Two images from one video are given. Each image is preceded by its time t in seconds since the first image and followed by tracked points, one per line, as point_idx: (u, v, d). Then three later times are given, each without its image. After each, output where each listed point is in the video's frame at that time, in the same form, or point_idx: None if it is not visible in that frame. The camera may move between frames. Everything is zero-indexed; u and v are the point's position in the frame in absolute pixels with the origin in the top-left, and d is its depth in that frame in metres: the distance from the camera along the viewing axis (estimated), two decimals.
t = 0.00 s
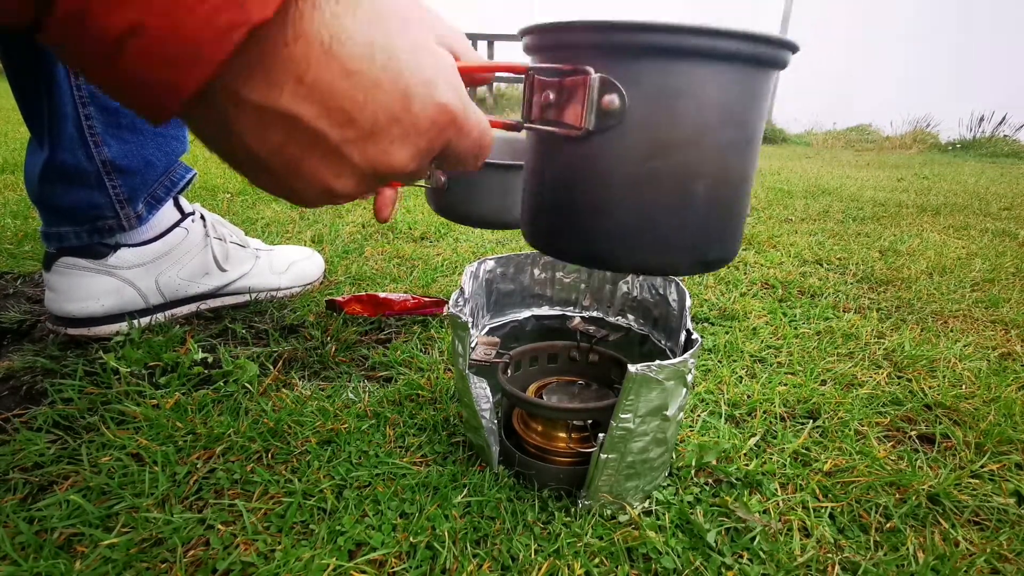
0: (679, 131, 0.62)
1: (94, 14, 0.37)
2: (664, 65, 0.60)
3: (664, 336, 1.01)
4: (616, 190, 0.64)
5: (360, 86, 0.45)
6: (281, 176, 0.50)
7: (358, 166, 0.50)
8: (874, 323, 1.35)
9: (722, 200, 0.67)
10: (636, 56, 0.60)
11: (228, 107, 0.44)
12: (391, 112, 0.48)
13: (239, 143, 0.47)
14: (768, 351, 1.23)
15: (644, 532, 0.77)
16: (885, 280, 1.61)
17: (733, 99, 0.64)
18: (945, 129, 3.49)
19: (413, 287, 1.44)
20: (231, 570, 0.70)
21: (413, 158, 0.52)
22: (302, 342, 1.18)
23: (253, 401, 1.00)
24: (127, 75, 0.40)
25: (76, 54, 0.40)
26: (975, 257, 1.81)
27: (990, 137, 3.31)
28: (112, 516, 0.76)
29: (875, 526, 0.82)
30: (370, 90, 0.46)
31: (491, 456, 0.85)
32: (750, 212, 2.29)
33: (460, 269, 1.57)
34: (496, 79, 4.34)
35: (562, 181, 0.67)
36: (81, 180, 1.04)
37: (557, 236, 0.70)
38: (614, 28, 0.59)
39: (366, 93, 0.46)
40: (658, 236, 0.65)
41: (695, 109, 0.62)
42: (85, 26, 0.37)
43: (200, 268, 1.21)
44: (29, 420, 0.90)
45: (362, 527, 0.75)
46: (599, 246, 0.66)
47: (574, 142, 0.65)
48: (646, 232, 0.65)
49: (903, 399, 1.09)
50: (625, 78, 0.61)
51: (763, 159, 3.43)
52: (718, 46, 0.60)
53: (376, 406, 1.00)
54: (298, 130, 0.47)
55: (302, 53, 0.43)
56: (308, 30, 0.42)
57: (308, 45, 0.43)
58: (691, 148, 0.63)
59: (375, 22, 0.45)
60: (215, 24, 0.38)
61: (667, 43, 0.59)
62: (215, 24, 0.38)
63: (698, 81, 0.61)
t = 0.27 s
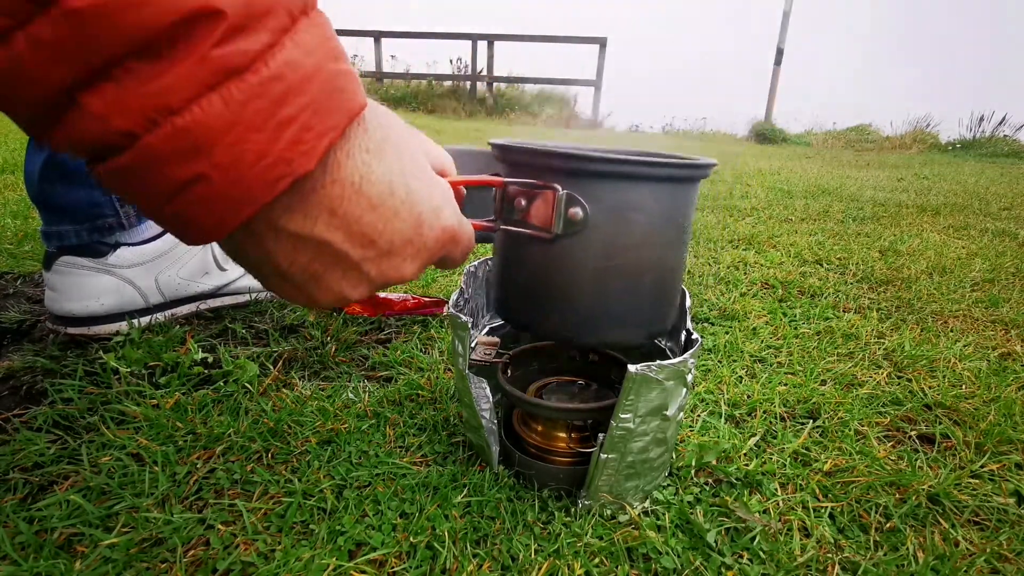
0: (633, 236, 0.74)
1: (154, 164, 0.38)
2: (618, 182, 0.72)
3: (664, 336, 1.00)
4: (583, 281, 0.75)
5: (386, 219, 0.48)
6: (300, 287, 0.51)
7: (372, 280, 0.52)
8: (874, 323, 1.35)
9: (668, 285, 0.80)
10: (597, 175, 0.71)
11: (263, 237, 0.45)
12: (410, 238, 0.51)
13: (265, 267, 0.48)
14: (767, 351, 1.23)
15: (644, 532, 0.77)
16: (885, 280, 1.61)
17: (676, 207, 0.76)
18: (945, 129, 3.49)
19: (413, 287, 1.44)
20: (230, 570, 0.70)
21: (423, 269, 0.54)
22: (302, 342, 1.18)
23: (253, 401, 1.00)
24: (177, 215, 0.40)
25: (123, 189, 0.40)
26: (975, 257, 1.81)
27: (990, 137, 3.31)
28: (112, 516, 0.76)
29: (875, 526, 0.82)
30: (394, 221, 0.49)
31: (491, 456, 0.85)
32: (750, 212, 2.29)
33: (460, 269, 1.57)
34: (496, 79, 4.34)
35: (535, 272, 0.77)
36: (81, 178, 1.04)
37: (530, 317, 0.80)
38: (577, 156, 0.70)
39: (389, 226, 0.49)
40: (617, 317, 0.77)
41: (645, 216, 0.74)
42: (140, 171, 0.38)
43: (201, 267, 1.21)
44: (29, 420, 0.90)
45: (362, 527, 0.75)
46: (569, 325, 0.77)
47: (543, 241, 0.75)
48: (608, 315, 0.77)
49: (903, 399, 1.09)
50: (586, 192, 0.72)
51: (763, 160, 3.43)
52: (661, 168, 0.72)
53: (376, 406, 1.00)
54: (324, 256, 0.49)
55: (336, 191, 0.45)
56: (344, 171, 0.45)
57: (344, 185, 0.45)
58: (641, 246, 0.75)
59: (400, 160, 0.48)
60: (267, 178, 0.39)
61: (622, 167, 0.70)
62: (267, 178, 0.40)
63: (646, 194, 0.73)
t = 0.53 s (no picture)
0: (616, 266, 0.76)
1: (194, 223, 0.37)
2: (601, 220, 0.73)
3: (664, 336, 1.00)
4: (570, 315, 0.77)
5: (407, 263, 0.48)
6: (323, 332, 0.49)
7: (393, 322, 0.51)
8: (874, 323, 1.35)
9: (647, 314, 0.82)
10: (579, 215, 0.72)
11: (291, 286, 0.44)
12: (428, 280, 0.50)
13: (288, 316, 0.47)
14: (767, 351, 1.23)
15: (644, 532, 0.77)
16: (885, 280, 1.61)
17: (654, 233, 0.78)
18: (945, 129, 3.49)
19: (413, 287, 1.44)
20: (230, 570, 0.70)
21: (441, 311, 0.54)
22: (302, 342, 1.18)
23: (253, 401, 1.00)
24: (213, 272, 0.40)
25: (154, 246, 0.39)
26: (976, 257, 1.81)
27: (990, 137, 3.31)
28: (112, 516, 0.76)
29: (875, 526, 0.82)
30: (414, 263, 0.49)
31: (491, 456, 0.85)
32: (750, 212, 2.29)
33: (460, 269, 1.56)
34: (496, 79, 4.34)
35: (525, 306, 0.79)
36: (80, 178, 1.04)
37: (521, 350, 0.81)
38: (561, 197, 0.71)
39: (408, 270, 0.49)
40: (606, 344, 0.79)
41: (628, 250, 0.76)
42: (176, 229, 0.37)
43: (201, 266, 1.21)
44: (29, 420, 0.90)
45: (362, 527, 0.75)
46: (558, 357, 0.79)
47: (537, 275, 0.76)
48: (597, 341, 0.78)
49: (903, 399, 1.09)
50: (570, 231, 0.73)
51: (764, 160, 3.43)
52: (642, 208, 0.74)
53: (376, 406, 1.00)
54: (348, 300, 0.48)
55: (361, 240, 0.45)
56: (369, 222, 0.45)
57: (371, 233, 0.45)
58: (624, 276, 0.77)
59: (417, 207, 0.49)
60: (302, 234, 0.39)
61: (605, 208, 0.72)
62: (302, 234, 0.39)
63: (625, 227, 0.75)
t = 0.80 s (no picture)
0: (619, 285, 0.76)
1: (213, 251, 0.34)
2: (603, 243, 0.73)
3: (664, 336, 1.00)
4: (575, 334, 0.77)
5: (424, 287, 0.46)
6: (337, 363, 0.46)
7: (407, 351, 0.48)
8: (874, 323, 1.35)
9: (652, 328, 0.83)
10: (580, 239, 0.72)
11: (308, 311, 0.41)
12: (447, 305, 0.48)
13: (303, 348, 0.44)
14: (767, 351, 1.23)
15: (644, 532, 0.77)
16: (885, 280, 1.61)
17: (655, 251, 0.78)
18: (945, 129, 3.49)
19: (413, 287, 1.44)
20: (230, 570, 0.70)
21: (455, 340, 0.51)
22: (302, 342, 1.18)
23: (253, 401, 1.00)
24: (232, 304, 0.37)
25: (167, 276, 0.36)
26: (976, 257, 1.81)
27: (990, 137, 3.30)
28: (112, 516, 0.76)
29: (875, 526, 0.82)
30: (431, 287, 0.47)
31: (491, 456, 0.85)
32: (750, 212, 2.29)
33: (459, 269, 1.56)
34: (497, 79, 4.35)
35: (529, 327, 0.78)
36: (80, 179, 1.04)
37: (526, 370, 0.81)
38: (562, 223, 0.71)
39: (426, 295, 0.46)
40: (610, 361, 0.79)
41: (630, 269, 0.76)
42: (193, 258, 0.34)
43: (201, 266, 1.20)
44: (29, 420, 0.90)
45: (362, 527, 0.75)
46: (565, 376, 0.79)
47: (541, 298, 0.76)
48: (600, 359, 0.79)
49: (903, 399, 1.09)
50: (572, 254, 0.73)
51: (764, 159, 3.43)
52: (644, 229, 0.73)
53: (376, 406, 1.00)
54: (366, 327, 0.45)
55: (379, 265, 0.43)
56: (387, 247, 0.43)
57: (389, 256, 0.43)
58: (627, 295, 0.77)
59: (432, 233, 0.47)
60: (327, 262, 0.37)
61: (606, 231, 0.72)
62: (324, 261, 0.37)
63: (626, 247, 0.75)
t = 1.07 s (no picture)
0: (620, 295, 0.76)
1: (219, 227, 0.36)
2: (604, 254, 0.73)
3: (664, 336, 1.00)
4: (576, 343, 0.77)
5: (431, 257, 0.48)
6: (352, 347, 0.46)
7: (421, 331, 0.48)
8: (875, 323, 1.35)
9: (649, 334, 0.83)
10: (581, 250, 0.72)
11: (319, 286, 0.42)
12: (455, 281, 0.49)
13: (322, 330, 0.44)
14: (768, 351, 1.23)
15: (644, 532, 0.77)
16: (885, 280, 1.61)
17: (656, 259, 0.78)
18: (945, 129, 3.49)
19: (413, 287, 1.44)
20: (230, 570, 0.70)
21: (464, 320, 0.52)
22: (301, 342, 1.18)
23: (253, 401, 1.00)
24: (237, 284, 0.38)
25: (173, 258, 0.37)
26: (976, 257, 1.81)
27: (991, 137, 3.30)
28: (112, 516, 0.76)
29: (875, 527, 0.82)
30: (438, 261, 0.49)
31: (491, 456, 0.85)
32: (750, 212, 2.29)
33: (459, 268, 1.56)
34: (497, 79, 4.35)
35: (530, 335, 0.78)
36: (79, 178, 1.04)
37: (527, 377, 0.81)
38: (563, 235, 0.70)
39: (434, 271, 0.48)
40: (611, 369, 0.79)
41: (631, 279, 0.76)
42: (199, 236, 0.36)
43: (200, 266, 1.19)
44: (29, 420, 0.90)
45: (362, 528, 0.75)
46: (565, 383, 0.79)
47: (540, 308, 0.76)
48: (601, 367, 0.79)
49: (903, 399, 1.08)
50: (573, 264, 0.73)
51: (764, 159, 3.43)
52: (646, 239, 0.73)
53: (376, 406, 1.00)
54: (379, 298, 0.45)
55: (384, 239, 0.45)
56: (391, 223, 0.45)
57: (394, 225, 0.45)
58: (628, 305, 0.77)
59: (432, 209, 0.50)
60: (327, 237, 0.38)
61: (607, 243, 0.71)
62: (328, 237, 0.39)
63: (628, 258, 0.74)
